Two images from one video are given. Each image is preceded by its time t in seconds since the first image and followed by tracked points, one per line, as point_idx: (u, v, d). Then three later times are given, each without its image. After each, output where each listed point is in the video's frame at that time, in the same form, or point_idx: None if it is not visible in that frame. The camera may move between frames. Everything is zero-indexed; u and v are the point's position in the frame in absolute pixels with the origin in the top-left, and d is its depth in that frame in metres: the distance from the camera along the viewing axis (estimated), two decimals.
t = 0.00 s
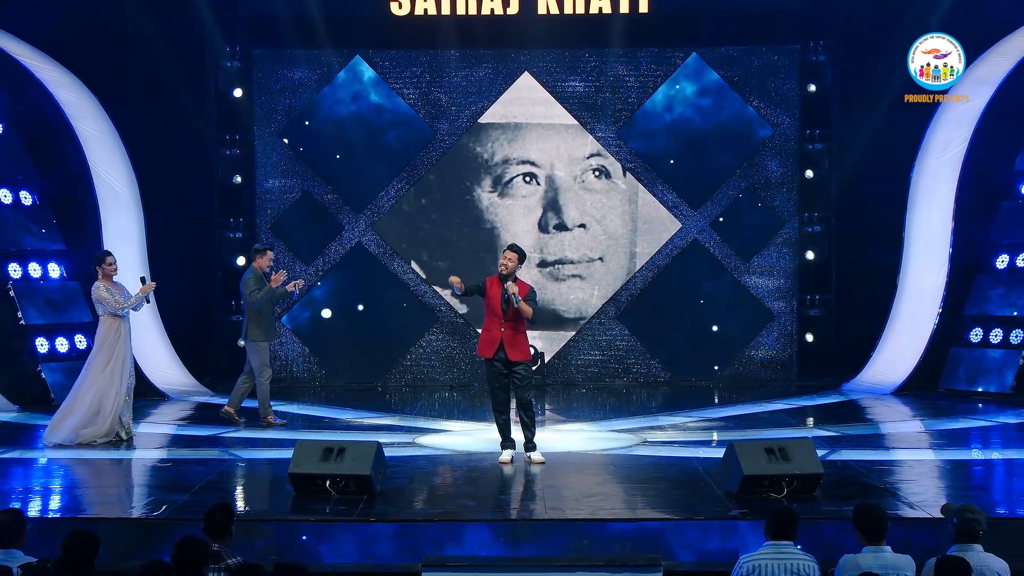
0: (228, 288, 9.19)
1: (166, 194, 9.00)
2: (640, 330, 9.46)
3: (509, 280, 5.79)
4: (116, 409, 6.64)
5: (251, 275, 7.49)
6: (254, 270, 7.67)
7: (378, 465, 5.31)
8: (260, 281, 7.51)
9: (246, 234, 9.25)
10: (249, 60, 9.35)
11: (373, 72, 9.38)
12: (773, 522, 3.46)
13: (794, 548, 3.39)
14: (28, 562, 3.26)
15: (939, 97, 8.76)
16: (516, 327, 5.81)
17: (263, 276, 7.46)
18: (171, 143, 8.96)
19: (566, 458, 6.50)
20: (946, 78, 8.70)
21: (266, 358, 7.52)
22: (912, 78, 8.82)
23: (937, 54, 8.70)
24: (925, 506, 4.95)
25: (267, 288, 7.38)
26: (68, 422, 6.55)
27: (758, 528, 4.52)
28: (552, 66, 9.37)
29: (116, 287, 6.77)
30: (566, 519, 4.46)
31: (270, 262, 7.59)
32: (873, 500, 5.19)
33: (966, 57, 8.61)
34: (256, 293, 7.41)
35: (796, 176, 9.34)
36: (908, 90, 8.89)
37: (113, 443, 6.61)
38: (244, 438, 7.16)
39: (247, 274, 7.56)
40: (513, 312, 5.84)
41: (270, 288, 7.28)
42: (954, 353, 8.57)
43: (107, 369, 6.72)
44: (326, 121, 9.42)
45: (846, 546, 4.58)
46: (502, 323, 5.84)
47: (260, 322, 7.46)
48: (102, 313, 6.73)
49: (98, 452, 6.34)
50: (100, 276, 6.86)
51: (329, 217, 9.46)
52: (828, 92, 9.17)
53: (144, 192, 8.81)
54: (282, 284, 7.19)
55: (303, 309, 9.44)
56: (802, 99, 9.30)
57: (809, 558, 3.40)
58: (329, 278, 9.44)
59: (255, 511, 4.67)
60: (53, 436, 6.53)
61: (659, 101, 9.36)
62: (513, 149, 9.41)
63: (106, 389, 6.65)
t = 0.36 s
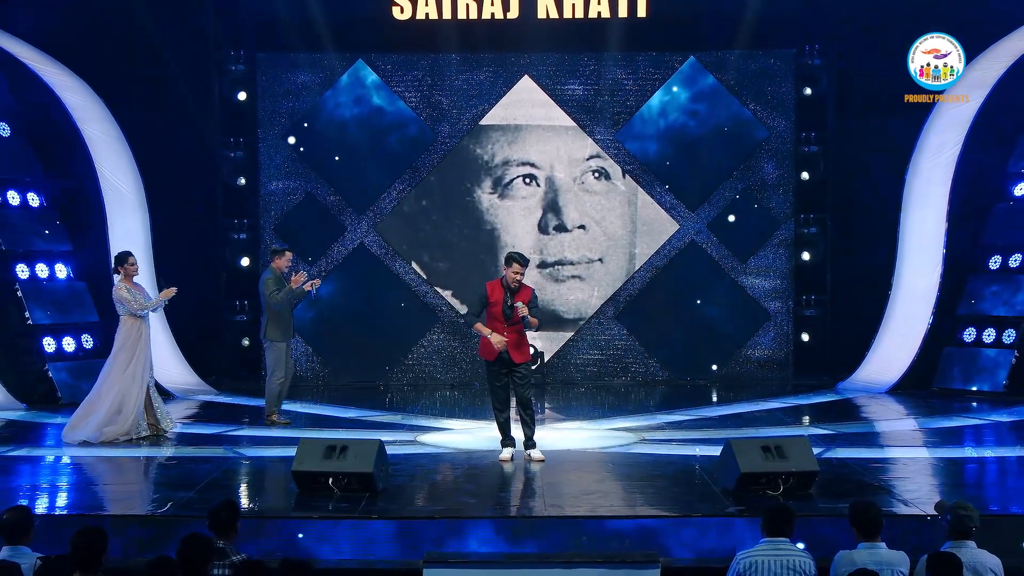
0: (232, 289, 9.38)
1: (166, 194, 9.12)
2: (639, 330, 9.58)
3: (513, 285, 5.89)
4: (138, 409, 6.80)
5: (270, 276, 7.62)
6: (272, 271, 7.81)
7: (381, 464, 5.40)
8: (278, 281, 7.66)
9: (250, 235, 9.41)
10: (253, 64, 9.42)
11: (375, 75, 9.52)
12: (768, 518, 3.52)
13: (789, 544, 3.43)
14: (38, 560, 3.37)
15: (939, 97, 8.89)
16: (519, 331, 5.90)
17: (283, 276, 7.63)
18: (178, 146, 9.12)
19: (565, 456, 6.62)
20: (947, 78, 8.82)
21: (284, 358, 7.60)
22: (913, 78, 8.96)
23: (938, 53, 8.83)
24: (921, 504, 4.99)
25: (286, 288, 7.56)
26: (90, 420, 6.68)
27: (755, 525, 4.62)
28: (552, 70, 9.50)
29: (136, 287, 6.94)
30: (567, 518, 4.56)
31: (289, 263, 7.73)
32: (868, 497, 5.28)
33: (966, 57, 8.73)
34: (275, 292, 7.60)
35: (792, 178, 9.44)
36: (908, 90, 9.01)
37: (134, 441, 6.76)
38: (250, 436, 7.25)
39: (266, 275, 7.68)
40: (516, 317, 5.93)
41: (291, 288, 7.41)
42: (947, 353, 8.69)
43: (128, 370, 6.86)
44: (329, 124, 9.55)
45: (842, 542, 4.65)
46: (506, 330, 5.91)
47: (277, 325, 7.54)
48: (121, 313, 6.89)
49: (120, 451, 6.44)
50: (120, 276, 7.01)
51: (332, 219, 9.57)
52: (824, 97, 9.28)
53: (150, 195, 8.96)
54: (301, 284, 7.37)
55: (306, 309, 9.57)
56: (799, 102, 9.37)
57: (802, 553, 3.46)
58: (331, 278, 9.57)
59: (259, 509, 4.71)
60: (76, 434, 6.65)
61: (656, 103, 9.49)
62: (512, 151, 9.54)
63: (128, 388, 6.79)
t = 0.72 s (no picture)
0: (236, 288, 9.63)
1: (168, 194, 9.21)
2: (637, 330, 9.72)
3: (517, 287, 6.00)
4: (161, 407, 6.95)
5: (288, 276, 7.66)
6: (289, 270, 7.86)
7: (383, 462, 5.42)
8: (295, 282, 7.69)
9: (254, 237, 9.62)
10: (258, 68, 9.63)
11: (377, 78, 9.67)
12: (769, 513, 3.53)
13: (786, 541, 3.44)
14: (47, 559, 3.42)
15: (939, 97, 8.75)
16: (522, 331, 6.01)
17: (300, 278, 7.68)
18: (182, 148, 9.21)
19: (565, 454, 6.73)
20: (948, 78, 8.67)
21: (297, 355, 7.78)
22: (913, 78, 8.84)
23: (938, 53, 8.70)
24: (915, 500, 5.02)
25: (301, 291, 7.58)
26: (115, 419, 6.82)
27: (752, 522, 4.58)
28: (551, 73, 9.64)
29: (156, 290, 7.07)
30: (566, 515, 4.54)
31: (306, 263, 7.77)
32: (866, 495, 5.28)
33: (966, 57, 8.62)
34: (291, 294, 7.63)
35: (789, 181, 9.65)
36: (908, 90, 8.88)
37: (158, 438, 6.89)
38: (254, 435, 7.33)
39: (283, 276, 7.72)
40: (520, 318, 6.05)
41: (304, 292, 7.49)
42: (939, 352, 8.82)
43: (150, 370, 7.00)
44: (331, 126, 9.70)
45: (836, 540, 4.60)
46: (509, 327, 6.03)
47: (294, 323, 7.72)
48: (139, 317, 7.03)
49: (144, 449, 6.57)
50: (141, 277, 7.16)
51: (334, 220, 9.70)
52: (819, 101, 9.56)
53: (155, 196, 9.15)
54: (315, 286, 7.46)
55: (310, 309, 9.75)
56: (795, 105, 9.59)
57: (802, 550, 3.45)
58: (334, 278, 9.71)
59: (262, 507, 4.71)
60: (97, 433, 6.79)
61: (654, 106, 9.63)
62: (513, 153, 9.68)
63: (150, 388, 6.93)
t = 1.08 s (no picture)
0: (241, 288, 9.75)
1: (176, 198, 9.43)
2: (636, 330, 9.87)
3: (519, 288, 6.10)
4: (175, 406, 7.07)
5: (312, 278, 7.89)
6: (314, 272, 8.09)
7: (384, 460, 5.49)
8: (319, 284, 7.92)
9: (258, 238, 9.78)
10: (262, 72, 9.77)
11: (379, 81, 9.82)
12: (765, 512, 3.62)
13: (783, 538, 3.53)
14: (54, 555, 3.51)
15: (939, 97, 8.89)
16: (524, 332, 6.14)
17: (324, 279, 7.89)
18: (188, 151, 9.30)
19: (564, 453, 6.86)
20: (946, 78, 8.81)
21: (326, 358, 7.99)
22: (913, 78, 8.94)
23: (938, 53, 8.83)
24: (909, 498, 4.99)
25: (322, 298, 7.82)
26: (129, 418, 6.97)
27: (749, 519, 4.62)
28: (551, 77, 9.78)
29: (172, 290, 7.17)
30: (563, 512, 4.60)
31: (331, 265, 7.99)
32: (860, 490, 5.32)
33: (965, 57, 8.76)
34: (312, 306, 7.81)
35: (785, 183, 9.79)
36: (908, 90, 8.98)
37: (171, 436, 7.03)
38: (258, 433, 7.45)
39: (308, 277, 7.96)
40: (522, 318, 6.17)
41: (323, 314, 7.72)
42: (933, 352, 8.92)
43: (164, 370, 7.13)
44: (334, 129, 9.85)
45: (830, 537, 4.70)
46: (511, 328, 6.15)
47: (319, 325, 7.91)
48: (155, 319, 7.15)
49: (157, 447, 6.69)
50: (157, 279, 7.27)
51: (337, 222, 9.86)
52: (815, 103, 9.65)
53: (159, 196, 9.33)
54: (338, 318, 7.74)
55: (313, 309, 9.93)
56: (791, 109, 9.72)
57: (797, 547, 3.54)
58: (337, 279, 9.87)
59: (266, 504, 4.77)
60: (112, 432, 6.92)
61: (651, 109, 9.77)
62: (511, 156, 9.80)
63: (165, 389, 7.07)
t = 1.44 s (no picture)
0: (246, 289, 9.81)
1: (178, 197, 9.45)
2: (634, 330, 10.01)
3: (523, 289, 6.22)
4: (189, 406, 7.20)
5: (331, 279, 8.13)
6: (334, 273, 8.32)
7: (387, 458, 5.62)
8: (339, 285, 8.16)
9: (262, 239, 9.81)
10: (265, 76, 9.89)
11: (380, 84, 9.95)
12: (762, 509, 3.72)
13: (780, 535, 3.63)
14: (57, 549, 3.59)
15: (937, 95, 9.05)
16: (528, 332, 6.27)
17: (343, 280, 8.12)
18: (190, 158, 9.47)
19: (564, 451, 6.99)
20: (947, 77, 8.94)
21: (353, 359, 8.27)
22: (913, 78, 9.02)
23: (937, 53, 8.92)
24: (905, 496, 5.07)
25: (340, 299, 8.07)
26: (143, 415, 7.10)
27: (745, 516, 4.72)
28: (550, 80, 9.90)
29: (188, 290, 7.33)
30: (560, 508, 4.71)
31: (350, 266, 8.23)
32: (856, 489, 5.42)
33: (966, 57, 8.85)
34: (331, 308, 8.07)
35: (781, 185, 9.91)
36: (909, 90, 9.06)
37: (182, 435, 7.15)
38: (263, 432, 7.56)
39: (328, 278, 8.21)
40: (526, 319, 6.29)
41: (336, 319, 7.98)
42: (927, 351, 9.04)
43: (180, 368, 7.27)
44: (337, 132, 9.98)
45: (825, 534, 4.80)
46: (515, 328, 6.28)
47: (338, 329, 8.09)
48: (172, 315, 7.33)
49: (168, 444, 6.83)
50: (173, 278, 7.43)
51: (341, 223, 10.02)
52: (812, 106, 9.71)
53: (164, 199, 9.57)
54: (355, 327, 7.97)
55: (316, 310, 10.03)
56: (788, 112, 9.82)
57: (794, 544, 3.63)
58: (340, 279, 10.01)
59: (269, 501, 4.90)
60: (129, 429, 7.07)
61: (649, 112, 9.90)
62: (511, 158, 9.93)
63: (179, 386, 7.19)
